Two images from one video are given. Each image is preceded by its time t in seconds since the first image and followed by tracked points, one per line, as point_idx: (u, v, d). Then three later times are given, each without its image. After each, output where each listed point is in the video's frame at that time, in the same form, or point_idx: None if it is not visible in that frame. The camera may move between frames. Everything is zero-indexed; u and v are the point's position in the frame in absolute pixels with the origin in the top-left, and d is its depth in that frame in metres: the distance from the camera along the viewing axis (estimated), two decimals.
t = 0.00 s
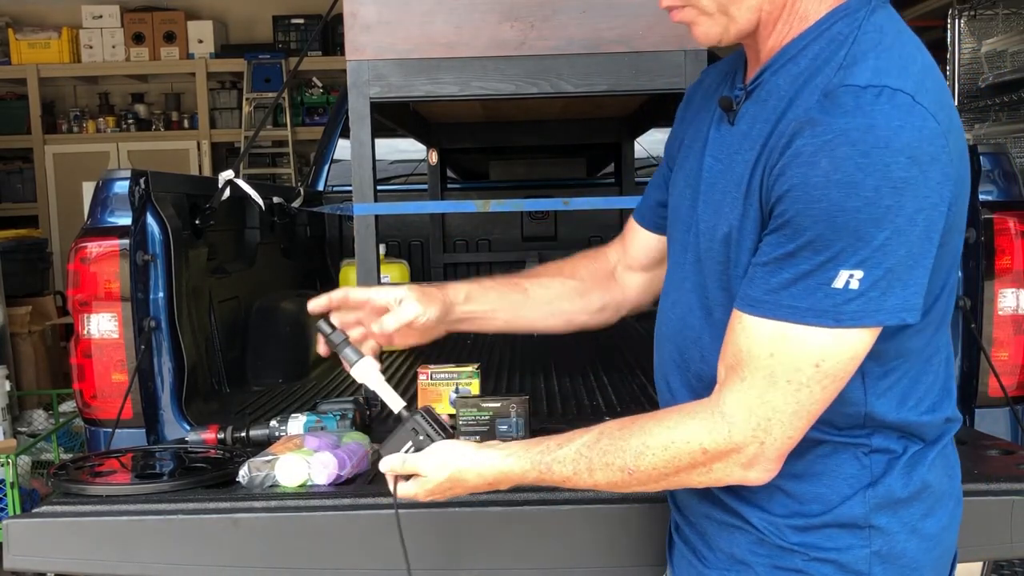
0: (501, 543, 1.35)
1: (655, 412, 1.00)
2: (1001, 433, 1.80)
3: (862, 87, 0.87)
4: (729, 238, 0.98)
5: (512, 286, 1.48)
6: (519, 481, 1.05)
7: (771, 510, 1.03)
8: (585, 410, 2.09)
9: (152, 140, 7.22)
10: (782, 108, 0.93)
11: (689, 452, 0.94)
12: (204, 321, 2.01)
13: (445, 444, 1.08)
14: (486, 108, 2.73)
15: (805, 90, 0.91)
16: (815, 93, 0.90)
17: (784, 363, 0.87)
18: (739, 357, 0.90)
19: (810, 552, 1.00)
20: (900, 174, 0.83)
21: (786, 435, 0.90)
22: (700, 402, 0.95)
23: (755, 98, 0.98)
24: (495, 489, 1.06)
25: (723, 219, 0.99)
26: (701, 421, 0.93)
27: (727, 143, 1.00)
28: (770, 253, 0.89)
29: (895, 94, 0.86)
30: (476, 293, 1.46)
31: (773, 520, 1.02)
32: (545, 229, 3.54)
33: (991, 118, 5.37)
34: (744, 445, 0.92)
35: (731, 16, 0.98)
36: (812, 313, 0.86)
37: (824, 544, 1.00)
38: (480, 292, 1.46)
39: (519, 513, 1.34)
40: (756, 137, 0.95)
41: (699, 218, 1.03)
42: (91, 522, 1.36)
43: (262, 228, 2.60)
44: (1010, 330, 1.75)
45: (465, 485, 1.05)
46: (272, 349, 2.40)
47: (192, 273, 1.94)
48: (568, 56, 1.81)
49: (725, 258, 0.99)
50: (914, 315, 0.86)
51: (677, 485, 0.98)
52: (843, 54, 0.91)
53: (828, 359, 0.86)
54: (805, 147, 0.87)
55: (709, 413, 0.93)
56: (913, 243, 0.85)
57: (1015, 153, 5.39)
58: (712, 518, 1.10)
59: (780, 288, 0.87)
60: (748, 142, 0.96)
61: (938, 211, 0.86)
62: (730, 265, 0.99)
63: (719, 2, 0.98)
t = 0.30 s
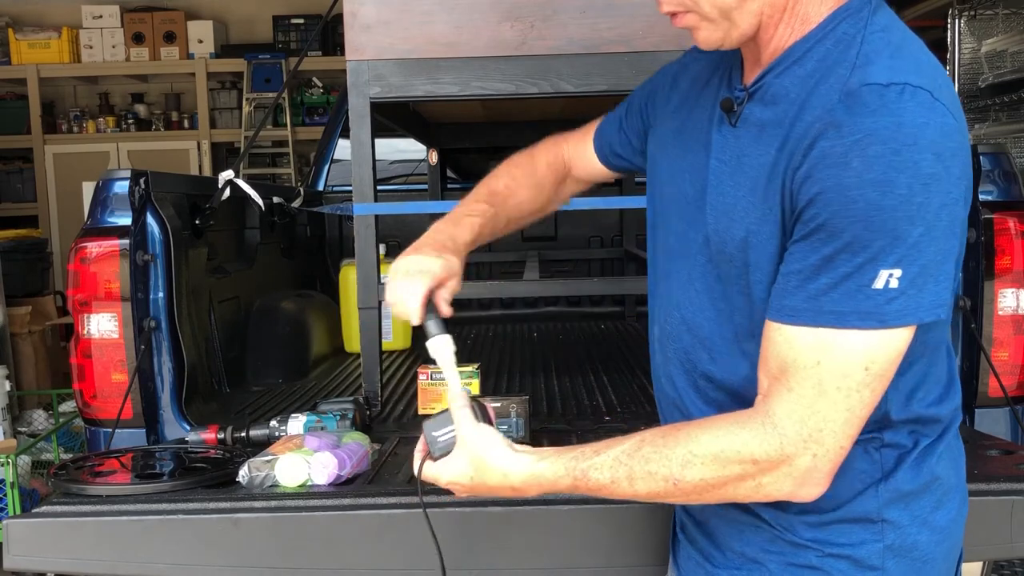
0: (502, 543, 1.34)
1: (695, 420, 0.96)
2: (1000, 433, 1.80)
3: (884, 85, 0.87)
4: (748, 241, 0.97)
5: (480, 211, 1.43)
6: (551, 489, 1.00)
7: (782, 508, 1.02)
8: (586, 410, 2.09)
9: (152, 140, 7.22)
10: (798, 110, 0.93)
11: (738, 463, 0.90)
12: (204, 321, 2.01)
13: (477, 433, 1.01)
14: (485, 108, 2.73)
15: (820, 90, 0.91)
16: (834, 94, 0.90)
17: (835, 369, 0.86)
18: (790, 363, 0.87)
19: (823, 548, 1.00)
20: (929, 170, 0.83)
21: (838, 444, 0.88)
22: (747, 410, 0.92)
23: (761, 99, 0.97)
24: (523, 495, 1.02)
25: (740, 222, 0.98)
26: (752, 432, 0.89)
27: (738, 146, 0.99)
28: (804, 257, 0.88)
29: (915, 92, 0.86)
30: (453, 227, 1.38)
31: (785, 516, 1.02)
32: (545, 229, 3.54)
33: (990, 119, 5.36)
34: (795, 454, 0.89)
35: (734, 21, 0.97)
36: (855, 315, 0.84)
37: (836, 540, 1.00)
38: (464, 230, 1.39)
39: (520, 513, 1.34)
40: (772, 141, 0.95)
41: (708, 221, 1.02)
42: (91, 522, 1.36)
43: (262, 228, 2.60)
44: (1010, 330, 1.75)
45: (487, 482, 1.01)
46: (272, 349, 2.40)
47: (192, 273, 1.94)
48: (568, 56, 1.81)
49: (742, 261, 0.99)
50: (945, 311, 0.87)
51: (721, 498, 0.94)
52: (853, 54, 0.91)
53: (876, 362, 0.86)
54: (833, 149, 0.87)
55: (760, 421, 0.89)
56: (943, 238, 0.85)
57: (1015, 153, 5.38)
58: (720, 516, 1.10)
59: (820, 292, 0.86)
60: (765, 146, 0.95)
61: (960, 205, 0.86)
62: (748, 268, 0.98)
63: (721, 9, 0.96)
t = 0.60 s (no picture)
0: (503, 543, 1.34)
1: (713, 426, 0.96)
2: (1000, 433, 1.80)
3: (894, 96, 0.86)
4: (754, 250, 0.97)
5: (496, 217, 1.42)
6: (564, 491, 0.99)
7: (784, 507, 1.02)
8: (586, 410, 2.08)
9: (152, 140, 7.22)
10: (804, 119, 0.92)
11: (759, 472, 0.91)
12: (204, 322, 2.01)
13: (495, 433, 1.00)
14: (485, 108, 2.73)
15: (826, 100, 0.91)
16: (842, 105, 0.89)
17: (854, 378, 0.86)
18: (812, 370, 0.88)
19: (829, 546, 1.00)
20: (940, 181, 0.84)
21: (857, 452, 0.89)
22: (765, 416, 0.92)
23: (760, 105, 0.97)
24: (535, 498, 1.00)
25: (744, 231, 0.98)
26: (773, 439, 0.90)
27: (740, 154, 0.99)
28: (818, 270, 0.88)
29: (925, 102, 0.86)
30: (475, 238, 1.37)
31: (790, 514, 1.01)
32: (545, 229, 3.54)
33: (991, 118, 5.36)
34: (815, 463, 0.89)
35: (734, 29, 0.96)
36: (871, 326, 0.85)
37: (842, 537, 1.00)
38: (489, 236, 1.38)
39: (520, 513, 1.34)
40: (777, 150, 0.94)
41: (709, 228, 1.02)
42: (91, 522, 1.36)
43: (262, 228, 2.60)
44: (1010, 330, 1.75)
45: (500, 484, 0.99)
46: (272, 349, 2.40)
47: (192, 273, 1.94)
48: (568, 56, 1.81)
49: (746, 269, 0.99)
50: (955, 317, 0.88)
51: (740, 505, 0.94)
52: (857, 62, 0.91)
53: (892, 370, 0.86)
54: (845, 162, 0.86)
55: (779, 430, 0.89)
56: (952, 245, 0.86)
57: (1015, 153, 5.37)
58: (722, 516, 1.10)
59: (835, 305, 0.86)
60: (771, 156, 0.95)
61: (966, 211, 0.87)
62: (753, 276, 0.98)
63: (722, 19, 0.96)
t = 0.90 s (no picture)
0: (502, 543, 1.34)
1: (714, 429, 0.95)
2: (1001, 433, 1.80)
3: (892, 97, 0.86)
4: (753, 252, 0.97)
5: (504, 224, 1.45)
6: (563, 496, 0.99)
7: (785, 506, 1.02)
8: (586, 410, 2.08)
9: (152, 140, 7.22)
10: (802, 120, 0.92)
11: (761, 474, 0.91)
12: (204, 322, 2.01)
13: (490, 439, 1.02)
14: (485, 108, 2.73)
15: (823, 100, 0.91)
16: (840, 105, 0.89)
17: (855, 379, 0.86)
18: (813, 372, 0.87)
19: (833, 546, 1.00)
20: (939, 181, 0.84)
21: (857, 453, 0.89)
22: (766, 418, 0.92)
23: (756, 105, 0.97)
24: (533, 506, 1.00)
25: (742, 233, 0.98)
26: (774, 441, 0.89)
27: (737, 156, 0.99)
28: (818, 271, 0.88)
29: (923, 102, 0.86)
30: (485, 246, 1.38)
31: (793, 515, 1.01)
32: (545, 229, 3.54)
33: (991, 119, 5.36)
34: (817, 465, 0.89)
35: (731, 33, 0.96)
36: (871, 327, 0.85)
37: (845, 537, 1.00)
38: (497, 244, 1.40)
39: (518, 513, 1.34)
40: (774, 151, 0.94)
41: (706, 230, 1.02)
42: (91, 521, 1.36)
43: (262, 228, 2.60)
44: (1010, 330, 1.75)
45: (497, 491, 0.99)
46: (272, 349, 2.40)
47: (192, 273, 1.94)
48: (567, 56, 1.81)
49: (746, 271, 0.99)
50: (954, 316, 0.88)
51: (743, 509, 0.94)
52: (854, 62, 0.91)
53: (893, 371, 0.86)
54: (844, 163, 0.86)
55: (780, 432, 0.89)
56: (952, 245, 0.86)
57: (1016, 153, 5.37)
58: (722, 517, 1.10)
59: (835, 307, 0.86)
60: (768, 156, 0.95)
61: (966, 211, 0.87)
62: (751, 278, 0.98)
63: (719, 23, 0.96)
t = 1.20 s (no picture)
0: (503, 542, 1.34)
1: (707, 426, 0.95)
2: (1001, 433, 1.80)
3: (888, 96, 0.86)
4: (749, 251, 0.97)
5: (499, 230, 1.43)
6: (555, 490, 0.98)
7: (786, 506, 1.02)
8: (586, 410, 2.08)
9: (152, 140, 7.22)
10: (798, 118, 0.92)
11: (754, 472, 0.91)
12: (204, 322, 2.01)
13: (483, 433, 1.01)
14: (485, 108, 2.73)
15: (819, 98, 0.91)
16: (836, 104, 0.89)
17: (848, 377, 0.86)
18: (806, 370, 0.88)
19: (832, 546, 1.00)
20: (934, 180, 0.84)
21: (851, 452, 0.89)
22: (759, 416, 0.92)
23: (753, 104, 0.97)
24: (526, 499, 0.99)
25: (738, 232, 0.98)
26: (767, 439, 0.90)
27: (733, 154, 0.99)
28: (812, 270, 0.88)
29: (919, 101, 0.86)
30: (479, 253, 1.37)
31: (792, 516, 1.01)
32: (546, 229, 3.54)
33: (991, 119, 5.36)
34: (811, 464, 0.89)
35: (730, 33, 0.96)
36: (865, 326, 0.85)
37: (844, 537, 1.00)
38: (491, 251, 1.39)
39: (519, 513, 1.34)
40: (769, 149, 0.94)
41: (702, 228, 1.02)
42: (91, 521, 1.36)
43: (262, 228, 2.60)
44: (1010, 330, 1.75)
45: (490, 487, 0.99)
46: (272, 349, 2.40)
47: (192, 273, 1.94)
48: (567, 56, 1.81)
49: (742, 270, 0.99)
50: (949, 317, 0.88)
51: (736, 507, 0.94)
52: (851, 60, 0.91)
53: (886, 370, 0.86)
54: (839, 162, 0.86)
55: (774, 429, 0.89)
56: (948, 245, 0.86)
57: (1016, 153, 5.37)
58: (721, 517, 1.10)
59: (830, 306, 0.86)
60: (763, 154, 0.95)
61: (962, 211, 0.87)
62: (747, 277, 0.98)
63: (718, 22, 0.96)
